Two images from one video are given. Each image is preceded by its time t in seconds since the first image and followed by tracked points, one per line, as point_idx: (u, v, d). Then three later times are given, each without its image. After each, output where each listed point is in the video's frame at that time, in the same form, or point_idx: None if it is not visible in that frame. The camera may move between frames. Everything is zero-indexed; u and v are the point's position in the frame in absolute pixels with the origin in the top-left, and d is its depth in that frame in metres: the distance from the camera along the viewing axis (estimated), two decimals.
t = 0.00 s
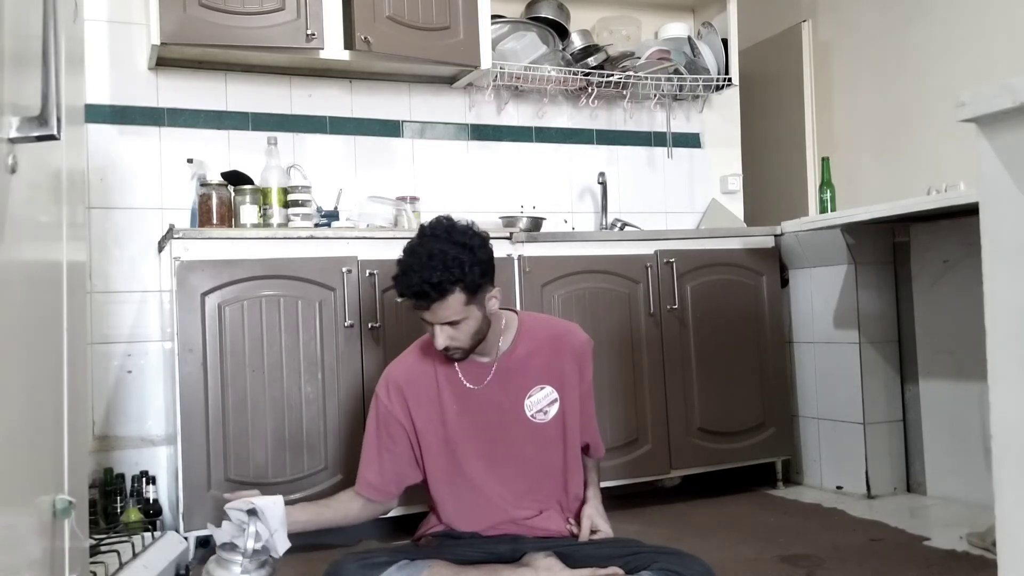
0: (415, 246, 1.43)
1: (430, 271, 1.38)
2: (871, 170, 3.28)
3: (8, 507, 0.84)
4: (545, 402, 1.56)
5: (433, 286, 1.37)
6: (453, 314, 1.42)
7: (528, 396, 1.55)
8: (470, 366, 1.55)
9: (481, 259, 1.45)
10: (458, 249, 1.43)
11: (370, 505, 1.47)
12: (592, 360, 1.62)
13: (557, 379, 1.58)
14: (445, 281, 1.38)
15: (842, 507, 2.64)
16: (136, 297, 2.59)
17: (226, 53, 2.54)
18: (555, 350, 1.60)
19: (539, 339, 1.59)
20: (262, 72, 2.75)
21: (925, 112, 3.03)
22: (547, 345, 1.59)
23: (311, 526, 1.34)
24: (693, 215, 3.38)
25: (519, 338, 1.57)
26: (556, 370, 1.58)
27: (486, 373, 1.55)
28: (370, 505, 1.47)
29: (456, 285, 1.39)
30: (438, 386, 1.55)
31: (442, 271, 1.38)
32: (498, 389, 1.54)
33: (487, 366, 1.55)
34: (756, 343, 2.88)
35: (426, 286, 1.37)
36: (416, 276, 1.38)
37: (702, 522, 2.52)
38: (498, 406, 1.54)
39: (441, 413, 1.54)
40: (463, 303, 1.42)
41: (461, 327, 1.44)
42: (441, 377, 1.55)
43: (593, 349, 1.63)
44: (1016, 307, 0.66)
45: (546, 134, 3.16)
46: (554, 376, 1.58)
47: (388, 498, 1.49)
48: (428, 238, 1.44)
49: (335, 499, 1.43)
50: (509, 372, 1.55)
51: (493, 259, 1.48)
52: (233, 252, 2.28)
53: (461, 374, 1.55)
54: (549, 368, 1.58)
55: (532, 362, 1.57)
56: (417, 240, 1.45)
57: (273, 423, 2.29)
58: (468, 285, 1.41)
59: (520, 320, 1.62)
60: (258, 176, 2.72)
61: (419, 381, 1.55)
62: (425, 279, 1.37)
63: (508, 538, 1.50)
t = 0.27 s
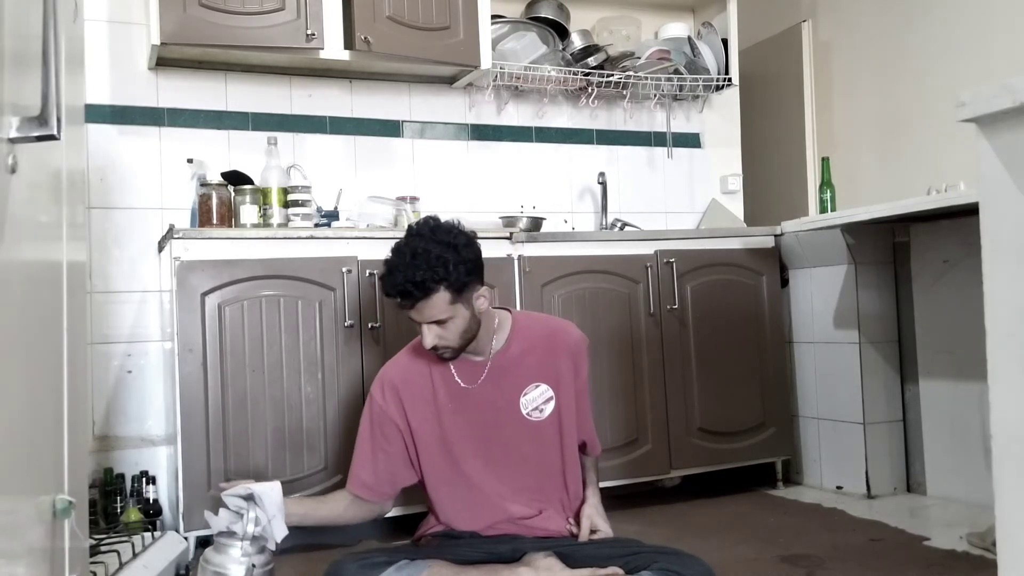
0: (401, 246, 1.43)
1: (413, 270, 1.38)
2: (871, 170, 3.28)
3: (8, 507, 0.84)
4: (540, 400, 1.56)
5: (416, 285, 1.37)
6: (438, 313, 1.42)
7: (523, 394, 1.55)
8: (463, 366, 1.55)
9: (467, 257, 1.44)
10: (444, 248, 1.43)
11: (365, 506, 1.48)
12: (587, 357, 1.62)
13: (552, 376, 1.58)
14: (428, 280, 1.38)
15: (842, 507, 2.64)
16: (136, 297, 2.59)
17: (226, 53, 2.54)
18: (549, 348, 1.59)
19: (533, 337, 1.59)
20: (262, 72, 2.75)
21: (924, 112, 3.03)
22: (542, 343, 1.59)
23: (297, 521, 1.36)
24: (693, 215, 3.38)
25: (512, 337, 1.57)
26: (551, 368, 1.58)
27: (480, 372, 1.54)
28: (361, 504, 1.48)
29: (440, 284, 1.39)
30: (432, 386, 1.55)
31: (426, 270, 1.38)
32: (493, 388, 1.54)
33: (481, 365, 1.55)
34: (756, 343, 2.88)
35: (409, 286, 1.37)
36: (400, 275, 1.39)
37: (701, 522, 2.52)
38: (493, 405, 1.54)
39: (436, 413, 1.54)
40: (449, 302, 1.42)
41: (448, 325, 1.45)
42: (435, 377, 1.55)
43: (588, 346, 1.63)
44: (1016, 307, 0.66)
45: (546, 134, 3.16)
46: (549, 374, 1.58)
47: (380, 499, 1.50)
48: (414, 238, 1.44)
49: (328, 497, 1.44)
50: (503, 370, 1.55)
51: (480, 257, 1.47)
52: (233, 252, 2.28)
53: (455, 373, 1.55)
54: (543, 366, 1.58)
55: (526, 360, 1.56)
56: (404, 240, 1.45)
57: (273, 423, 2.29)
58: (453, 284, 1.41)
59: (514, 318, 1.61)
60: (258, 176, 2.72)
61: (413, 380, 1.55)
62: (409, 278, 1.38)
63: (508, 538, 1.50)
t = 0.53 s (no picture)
0: (398, 244, 1.43)
1: (409, 267, 1.38)
2: (871, 170, 3.28)
3: (8, 507, 0.84)
4: (539, 399, 1.56)
5: (411, 282, 1.37)
6: (435, 310, 1.42)
7: (522, 393, 1.55)
8: (462, 364, 1.55)
9: (463, 254, 1.44)
10: (439, 245, 1.43)
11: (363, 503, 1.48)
12: (586, 357, 1.62)
13: (551, 376, 1.58)
14: (423, 278, 1.38)
15: (842, 507, 2.64)
16: (136, 297, 2.59)
17: (226, 53, 2.54)
18: (548, 347, 1.59)
19: (532, 336, 1.59)
20: (262, 72, 2.75)
21: (924, 112, 3.03)
22: (541, 342, 1.59)
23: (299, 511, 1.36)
24: (693, 215, 3.38)
25: (511, 336, 1.57)
26: (550, 367, 1.58)
27: (479, 371, 1.55)
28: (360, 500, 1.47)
29: (436, 281, 1.39)
30: (432, 384, 1.55)
31: (421, 267, 1.38)
32: (492, 387, 1.54)
33: (480, 363, 1.55)
34: (756, 343, 2.88)
35: (405, 283, 1.38)
36: (395, 272, 1.39)
37: (702, 522, 2.52)
38: (492, 404, 1.54)
39: (434, 411, 1.54)
40: (445, 299, 1.42)
41: (445, 323, 1.45)
42: (434, 375, 1.55)
43: (587, 346, 1.63)
44: (1015, 307, 0.67)
45: (546, 134, 3.16)
46: (548, 374, 1.58)
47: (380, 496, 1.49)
48: (410, 235, 1.44)
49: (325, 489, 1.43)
50: (502, 369, 1.55)
51: (476, 255, 1.47)
52: (233, 252, 2.28)
53: (454, 372, 1.55)
54: (542, 365, 1.58)
55: (525, 360, 1.57)
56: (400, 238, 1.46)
57: (273, 423, 2.29)
58: (449, 281, 1.41)
59: (512, 317, 1.62)
60: (258, 176, 2.72)
61: (412, 378, 1.55)
62: (404, 275, 1.38)
63: (508, 538, 1.50)
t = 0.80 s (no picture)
0: (401, 241, 1.44)
1: (411, 265, 1.39)
2: (870, 170, 3.28)
3: (8, 507, 0.84)
4: (540, 399, 1.56)
5: (414, 279, 1.38)
6: (437, 307, 1.42)
7: (523, 393, 1.55)
8: (463, 363, 1.55)
9: (466, 251, 1.44)
10: (442, 242, 1.44)
11: (366, 504, 1.48)
12: (587, 357, 1.62)
13: (552, 375, 1.58)
14: (426, 275, 1.38)
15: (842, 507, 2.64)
16: (136, 297, 2.59)
17: (226, 53, 2.54)
18: (549, 346, 1.59)
19: (534, 335, 1.59)
20: (262, 72, 2.75)
21: (924, 112, 3.03)
22: (542, 341, 1.59)
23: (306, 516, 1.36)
24: (693, 215, 3.38)
25: (513, 335, 1.57)
26: (551, 366, 1.58)
27: (481, 370, 1.55)
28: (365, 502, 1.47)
29: (438, 278, 1.39)
30: (433, 382, 1.55)
31: (423, 263, 1.39)
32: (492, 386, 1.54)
33: (482, 362, 1.55)
34: (756, 343, 2.88)
35: (407, 279, 1.38)
36: (397, 269, 1.39)
37: (702, 522, 2.52)
38: (493, 403, 1.54)
39: (435, 409, 1.54)
40: (448, 296, 1.42)
41: (447, 320, 1.45)
42: (436, 373, 1.55)
43: (587, 346, 1.63)
44: (1015, 307, 0.67)
45: (546, 134, 3.16)
46: (549, 373, 1.58)
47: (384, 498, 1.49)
48: (413, 232, 1.45)
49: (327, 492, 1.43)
50: (503, 368, 1.55)
51: (479, 252, 1.47)
52: (233, 252, 2.28)
53: (455, 370, 1.55)
54: (543, 365, 1.58)
55: (526, 359, 1.57)
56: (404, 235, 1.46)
57: (273, 423, 2.29)
58: (452, 278, 1.41)
59: (514, 316, 1.62)
60: (258, 176, 2.72)
61: (414, 377, 1.55)
62: (406, 272, 1.38)
63: (508, 538, 1.50)
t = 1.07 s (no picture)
0: (402, 243, 1.44)
1: (413, 267, 1.39)
2: (870, 170, 3.28)
3: (8, 507, 0.84)
4: (541, 399, 1.56)
5: (416, 281, 1.38)
6: (439, 309, 1.42)
7: (523, 394, 1.55)
8: (464, 364, 1.55)
9: (467, 252, 1.44)
10: (443, 244, 1.44)
11: (376, 511, 1.47)
12: (587, 357, 1.62)
13: (552, 375, 1.58)
14: (427, 277, 1.38)
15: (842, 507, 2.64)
16: (136, 297, 2.59)
17: (226, 53, 2.54)
18: (550, 347, 1.60)
19: (534, 336, 1.59)
20: (262, 72, 2.75)
21: (924, 112, 3.03)
22: (543, 342, 1.59)
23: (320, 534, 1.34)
24: (693, 215, 3.38)
25: (513, 336, 1.57)
26: (551, 367, 1.58)
27: (482, 371, 1.54)
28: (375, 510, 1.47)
29: (440, 280, 1.39)
30: (434, 384, 1.55)
31: (425, 266, 1.39)
32: (493, 387, 1.54)
33: (483, 364, 1.55)
34: (756, 343, 2.88)
35: (409, 282, 1.38)
36: (399, 272, 1.40)
37: (702, 522, 2.52)
38: (494, 405, 1.54)
39: (436, 411, 1.54)
40: (449, 298, 1.42)
41: (449, 322, 1.44)
42: (437, 375, 1.55)
43: (587, 346, 1.63)
44: (1015, 306, 0.67)
45: (546, 134, 3.16)
46: (550, 374, 1.58)
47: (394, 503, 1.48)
48: (413, 235, 1.45)
49: (337, 509, 1.42)
50: (503, 369, 1.55)
51: (480, 253, 1.47)
52: (233, 252, 2.28)
53: (456, 372, 1.55)
54: (544, 365, 1.58)
55: (526, 360, 1.57)
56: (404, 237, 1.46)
57: (273, 423, 2.29)
58: (454, 280, 1.41)
59: (514, 317, 1.62)
60: (257, 176, 2.72)
61: (415, 379, 1.55)
62: (408, 274, 1.38)
63: (509, 538, 1.51)
